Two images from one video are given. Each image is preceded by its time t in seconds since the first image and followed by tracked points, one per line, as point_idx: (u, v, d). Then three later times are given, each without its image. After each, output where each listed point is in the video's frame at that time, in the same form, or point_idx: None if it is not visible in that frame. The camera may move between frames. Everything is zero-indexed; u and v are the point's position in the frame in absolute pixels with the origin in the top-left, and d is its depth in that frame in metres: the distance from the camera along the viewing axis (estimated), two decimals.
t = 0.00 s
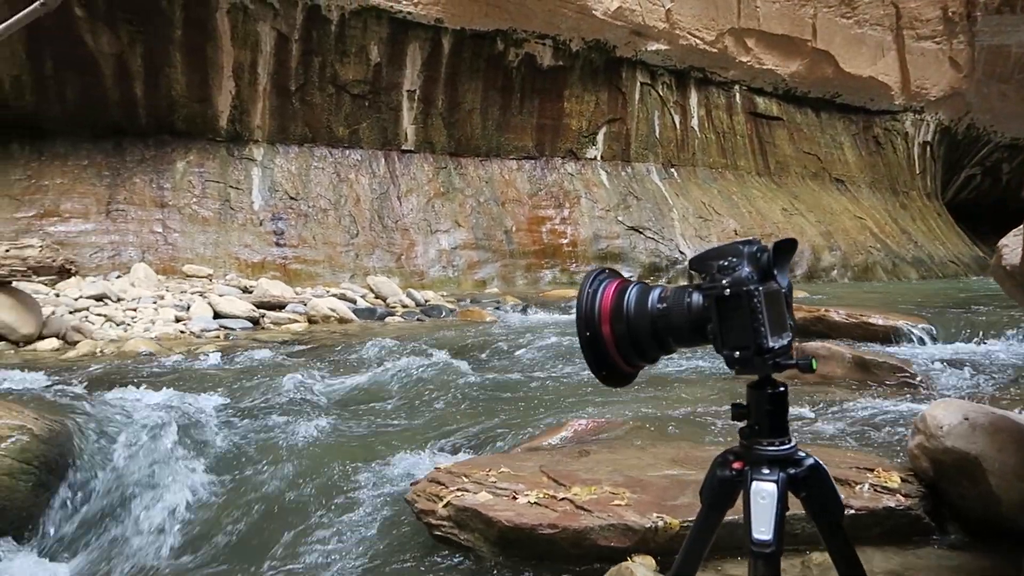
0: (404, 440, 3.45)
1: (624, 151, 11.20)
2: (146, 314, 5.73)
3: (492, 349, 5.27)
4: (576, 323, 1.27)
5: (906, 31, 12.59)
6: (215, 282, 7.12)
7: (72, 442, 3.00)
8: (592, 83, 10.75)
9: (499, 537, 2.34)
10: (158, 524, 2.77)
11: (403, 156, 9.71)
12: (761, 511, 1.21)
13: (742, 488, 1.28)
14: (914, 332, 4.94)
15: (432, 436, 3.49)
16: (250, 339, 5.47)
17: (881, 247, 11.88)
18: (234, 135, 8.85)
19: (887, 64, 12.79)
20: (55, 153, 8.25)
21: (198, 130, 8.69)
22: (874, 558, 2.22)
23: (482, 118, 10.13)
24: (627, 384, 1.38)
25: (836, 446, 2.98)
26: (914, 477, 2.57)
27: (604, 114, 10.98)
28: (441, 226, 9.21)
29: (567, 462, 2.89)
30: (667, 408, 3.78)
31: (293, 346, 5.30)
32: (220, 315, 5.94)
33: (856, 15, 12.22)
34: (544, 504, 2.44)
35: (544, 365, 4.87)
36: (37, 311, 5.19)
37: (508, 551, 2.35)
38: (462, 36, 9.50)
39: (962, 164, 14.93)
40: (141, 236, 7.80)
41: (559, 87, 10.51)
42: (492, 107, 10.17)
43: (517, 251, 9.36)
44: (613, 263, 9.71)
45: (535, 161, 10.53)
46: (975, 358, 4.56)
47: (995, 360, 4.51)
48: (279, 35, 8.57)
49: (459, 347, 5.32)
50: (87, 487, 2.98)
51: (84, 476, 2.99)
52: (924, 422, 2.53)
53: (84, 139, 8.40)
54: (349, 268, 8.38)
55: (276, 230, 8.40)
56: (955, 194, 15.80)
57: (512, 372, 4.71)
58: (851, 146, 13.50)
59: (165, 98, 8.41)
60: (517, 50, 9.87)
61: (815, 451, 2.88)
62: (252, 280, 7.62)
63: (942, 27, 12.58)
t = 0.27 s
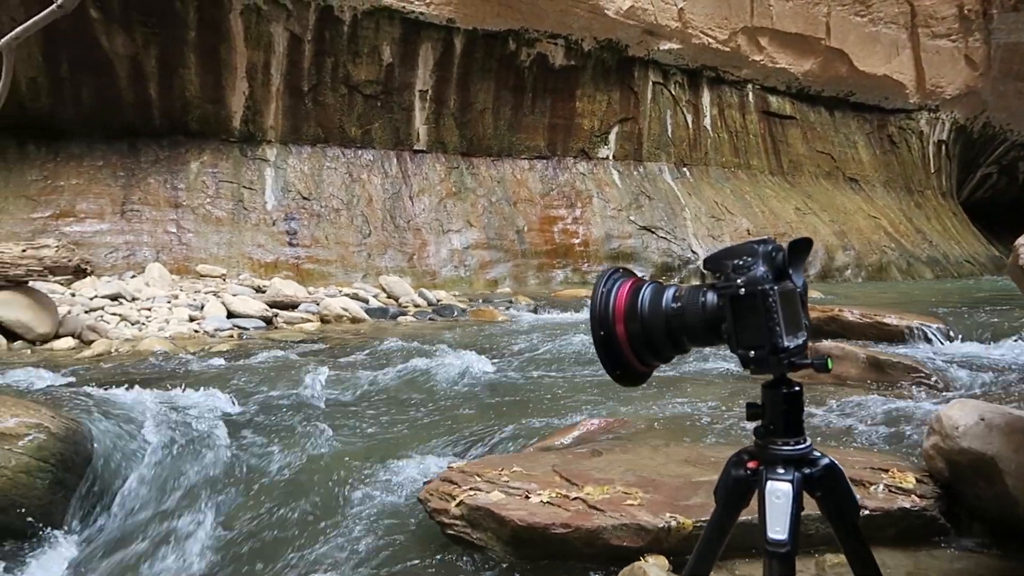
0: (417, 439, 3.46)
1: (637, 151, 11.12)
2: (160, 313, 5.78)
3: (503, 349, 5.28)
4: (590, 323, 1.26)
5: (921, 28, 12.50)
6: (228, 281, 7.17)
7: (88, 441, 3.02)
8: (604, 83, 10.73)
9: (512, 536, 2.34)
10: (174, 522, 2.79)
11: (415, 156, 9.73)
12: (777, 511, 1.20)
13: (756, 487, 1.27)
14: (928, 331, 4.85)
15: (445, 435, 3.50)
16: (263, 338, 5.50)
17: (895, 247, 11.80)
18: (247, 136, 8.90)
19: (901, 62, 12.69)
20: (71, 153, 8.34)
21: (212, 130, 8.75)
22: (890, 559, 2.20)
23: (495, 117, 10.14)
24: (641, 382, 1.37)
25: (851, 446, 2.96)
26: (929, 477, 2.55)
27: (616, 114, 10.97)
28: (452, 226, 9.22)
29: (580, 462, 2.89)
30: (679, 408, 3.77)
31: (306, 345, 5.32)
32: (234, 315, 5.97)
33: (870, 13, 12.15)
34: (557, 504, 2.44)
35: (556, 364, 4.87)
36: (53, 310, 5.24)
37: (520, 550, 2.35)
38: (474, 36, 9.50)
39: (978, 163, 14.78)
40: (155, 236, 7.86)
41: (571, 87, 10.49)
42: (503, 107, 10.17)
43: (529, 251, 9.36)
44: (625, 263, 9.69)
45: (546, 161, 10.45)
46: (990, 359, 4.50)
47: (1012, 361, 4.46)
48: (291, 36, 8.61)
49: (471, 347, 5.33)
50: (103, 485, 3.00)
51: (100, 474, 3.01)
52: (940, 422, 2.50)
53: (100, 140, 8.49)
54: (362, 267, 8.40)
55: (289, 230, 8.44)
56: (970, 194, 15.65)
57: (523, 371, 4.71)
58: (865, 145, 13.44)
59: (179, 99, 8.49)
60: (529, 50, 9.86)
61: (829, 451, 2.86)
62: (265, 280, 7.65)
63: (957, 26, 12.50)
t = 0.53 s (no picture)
0: (428, 438, 3.47)
1: (648, 150, 11.17)
2: (173, 312, 5.82)
3: (515, 348, 5.28)
4: (606, 324, 1.26)
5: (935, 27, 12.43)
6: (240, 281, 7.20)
7: (102, 439, 3.04)
8: (615, 83, 10.72)
9: (524, 536, 2.34)
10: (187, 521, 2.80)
11: (426, 156, 9.75)
12: (793, 513, 1.19)
13: (772, 489, 1.27)
14: (941, 332, 4.83)
15: (457, 434, 3.51)
16: (275, 337, 5.53)
17: (908, 247, 11.73)
18: (259, 136, 8.95)
19: (915, 61, 12.60)
20: (85, 153, 8.40)
21: (224, 130, 8.80)
22: (904, 562, 2.19)
23: (506, 117, 10.13)
24: (657, 383, 1.37)
25: (864, 447, 2.94)
26: (944, 480, 2.53)
27: (627, 113, 10.95)
28: (463, 226, 9.23)
29: (592, 462, 2.88)
30: (690, 408, 3.76)
31: (318, 344, 5.34)
32: (246, 314, 6.00)
33: (884, 12, 12.06)
34: (569, 504, 2.44)
35: (567, 364, 4.87)
36: (67, 309, 5.29)
37: (532, 550, 2.36)
38: (485, 36, 9.50)
39: (992, 163, 14.66)
40: (168, 236, 7.90)
41: (582, 87, 10.49)
42: (515, 107, 10.18)
43: (539, 251, 9.36)
44: (636, 263, 9.69)
45: (558, 160, 10.53)
46: (1005, 360, 4.46)
47: None
48: (303, 36, 8.64)
49: (483, 346, 5.34)
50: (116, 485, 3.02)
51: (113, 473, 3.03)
52: (954, 424, 2.48)
53: (113, 140, 8.55)
54: (373, 267, 8.43)
55: (300, 230, 8.47)
56: (984, 194, 15.53)
57: (534, 371, 4.71)
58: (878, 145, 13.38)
59: (192, 99, 8.54)
60: (540, 50, 9.86)
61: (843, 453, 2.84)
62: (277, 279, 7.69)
63: (972, 24, 12.40)
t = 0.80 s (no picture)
0: (436, 437, 3.48)
1: (655, 150, 11.15)
2: (181, 311, 5.84)
3: (522, 348, 5.28)
4: (620, 325, 1.26)
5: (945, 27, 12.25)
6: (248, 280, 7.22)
7: (111, 437, 3.05)
8: (623, 82, 10.70)
9: (532, 536, 2.34)
10: (197, 519, 2.80)
11: (433, 155, 9.75)
12: (808, 515, 1.19)
13: (787, 491, 1.26)
14: (951, 333, 4.82)
15: (465, 433, 3.52)
16: (283, 336, 5.54)
17: (917, 248, 11.69)
18: (267, 135, 8.97)
19: (925, 61, 12.54)
20: (94, 152, 8.44)
21: (233, 129, 8.83)
22: (915, 564, 2.18)
23: (513, 117, 10.15)
24: (670, 384, 1.37)
25: (874, 449, 2.93)
26: (954, 482, 2.51)
27: (635, 113, 10.93)
28: (470, 225, 9.22)
29: (600, 462, 2.88)
30: (698, 409, 3.75)
31: (325, 343, 5.36)
32: (254, 312, 6.02)
33: (894, 11, 11.97)
34: (577, 504, 2.44)
35: (574, 364, 4.86)
36: (77, 307, 5.31)
37: (540, 550, 2.36)
38: (493, 35, 9.49)
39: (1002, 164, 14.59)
40: (176, 234, 7.93)
41: (590, 86, 10.48)
42: (522, 106, 10.17)
43: (546, 250, 9.34)
44: (643, 263, 9.70)
45: (565, 160, 10.51)
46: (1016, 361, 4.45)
47: None
48: (312, 36, 8.65)
49: (490, 346, 5.34)
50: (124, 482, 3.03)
51: (122, 470, 3.03)
52: (965, 426, 2.47)
53: (123, 139, 8.58)
54: (380, 266, 8.44)
55: (308, 229, 8.49)
56: (993, 194, 15.46)
57: (542, 371, 4.71)
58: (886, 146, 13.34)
59: (201, 99, 8.57)
60: (548, 50, 9.85)
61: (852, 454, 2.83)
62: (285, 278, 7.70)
63: (982, 23, 12.33)
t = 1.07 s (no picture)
0: (442, 437, 3.48)
1: (659, 151, 11.09)
2: (186, 311, 5.85)
3: (528, 349, 5.29)
4: (633, 328, 1.26)
5: (950, 27, 12.34)
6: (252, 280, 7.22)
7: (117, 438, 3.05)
8: (627, 83, 10.70)
9: (539, 538, 2.34)
10: (201, 519, 2.80)
11: (438, 156, 9.74)
12: (822, 519, 1.19)
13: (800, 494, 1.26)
14: (956, 334, 4.83)
15: (471, 434, 3.52)
16: (287, 336, 5.55)
17: (921, 248, 11.69)
18: (272, 135, 8.98)
19: (929, 62, 12.54)
20: (99, 152, 8.45)
21: (237, 130, 8.84)
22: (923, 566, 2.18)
23: (517, 118, 10.05)
24: (683, 386, 1.37)
25: (880, 451, 2.93)
26: (961, 484, 2.51)
27: (639, 113, 10.93)
28: (474, 225, 9.22)
29: (607, 464, 2.88)
30: (705, 410, 3.75)
31: (330, 343, 5.37)
32: (259, 313, 6.03)
33: (899, 11, 11.98)
34: (584, 505, 2.44)
35: (579, 364, 4.87)
36: (82, 307, 5.31)
37: (547, 552, 2.35)
38: (497, 35, 9.48)
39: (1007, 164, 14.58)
40: (181, 234, 7.93)
41: (594, 87, 10.48)
42: (527, 107, 10.17)
43: (549, 251, 9.28)
44: (647, 263, 9.71)
45: (569, 160, 10.55)
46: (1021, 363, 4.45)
47: None
48: (317, 36, 8.66)
49: (495, 346, 5.35)
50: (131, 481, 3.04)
51: (127, 470, 3.03)
52: (972, 428, 2.46)
53: (127, 139, 8.59)
54: (384, 266, 8.44)
55: (312, 229, 8.48)
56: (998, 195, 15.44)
57: (547, 372, 4.71)
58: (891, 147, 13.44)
59: (205, 99, 8.58)
60: (552, 50, 9.77)
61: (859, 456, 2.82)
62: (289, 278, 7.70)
63: (988, 24, 12.25)
